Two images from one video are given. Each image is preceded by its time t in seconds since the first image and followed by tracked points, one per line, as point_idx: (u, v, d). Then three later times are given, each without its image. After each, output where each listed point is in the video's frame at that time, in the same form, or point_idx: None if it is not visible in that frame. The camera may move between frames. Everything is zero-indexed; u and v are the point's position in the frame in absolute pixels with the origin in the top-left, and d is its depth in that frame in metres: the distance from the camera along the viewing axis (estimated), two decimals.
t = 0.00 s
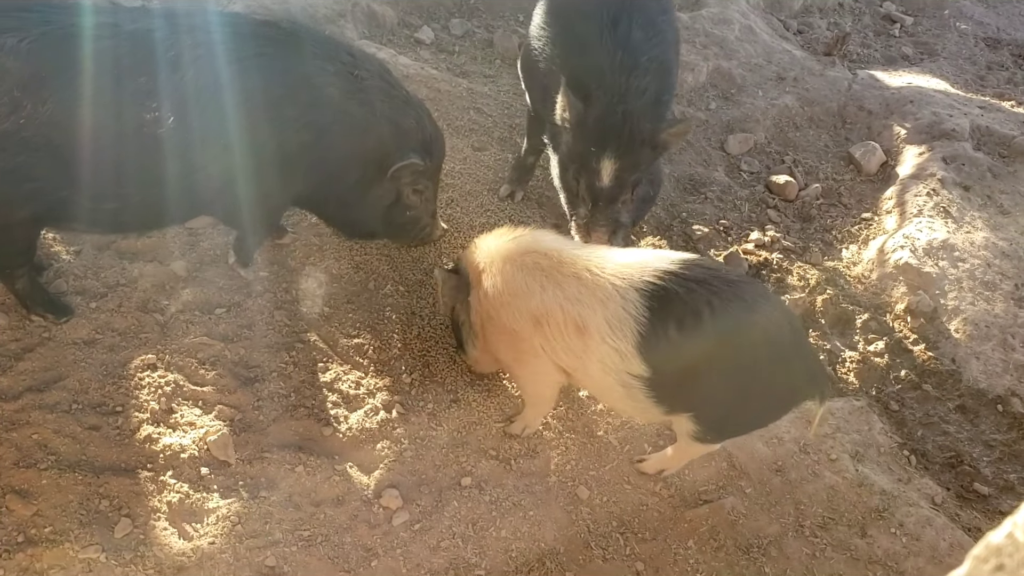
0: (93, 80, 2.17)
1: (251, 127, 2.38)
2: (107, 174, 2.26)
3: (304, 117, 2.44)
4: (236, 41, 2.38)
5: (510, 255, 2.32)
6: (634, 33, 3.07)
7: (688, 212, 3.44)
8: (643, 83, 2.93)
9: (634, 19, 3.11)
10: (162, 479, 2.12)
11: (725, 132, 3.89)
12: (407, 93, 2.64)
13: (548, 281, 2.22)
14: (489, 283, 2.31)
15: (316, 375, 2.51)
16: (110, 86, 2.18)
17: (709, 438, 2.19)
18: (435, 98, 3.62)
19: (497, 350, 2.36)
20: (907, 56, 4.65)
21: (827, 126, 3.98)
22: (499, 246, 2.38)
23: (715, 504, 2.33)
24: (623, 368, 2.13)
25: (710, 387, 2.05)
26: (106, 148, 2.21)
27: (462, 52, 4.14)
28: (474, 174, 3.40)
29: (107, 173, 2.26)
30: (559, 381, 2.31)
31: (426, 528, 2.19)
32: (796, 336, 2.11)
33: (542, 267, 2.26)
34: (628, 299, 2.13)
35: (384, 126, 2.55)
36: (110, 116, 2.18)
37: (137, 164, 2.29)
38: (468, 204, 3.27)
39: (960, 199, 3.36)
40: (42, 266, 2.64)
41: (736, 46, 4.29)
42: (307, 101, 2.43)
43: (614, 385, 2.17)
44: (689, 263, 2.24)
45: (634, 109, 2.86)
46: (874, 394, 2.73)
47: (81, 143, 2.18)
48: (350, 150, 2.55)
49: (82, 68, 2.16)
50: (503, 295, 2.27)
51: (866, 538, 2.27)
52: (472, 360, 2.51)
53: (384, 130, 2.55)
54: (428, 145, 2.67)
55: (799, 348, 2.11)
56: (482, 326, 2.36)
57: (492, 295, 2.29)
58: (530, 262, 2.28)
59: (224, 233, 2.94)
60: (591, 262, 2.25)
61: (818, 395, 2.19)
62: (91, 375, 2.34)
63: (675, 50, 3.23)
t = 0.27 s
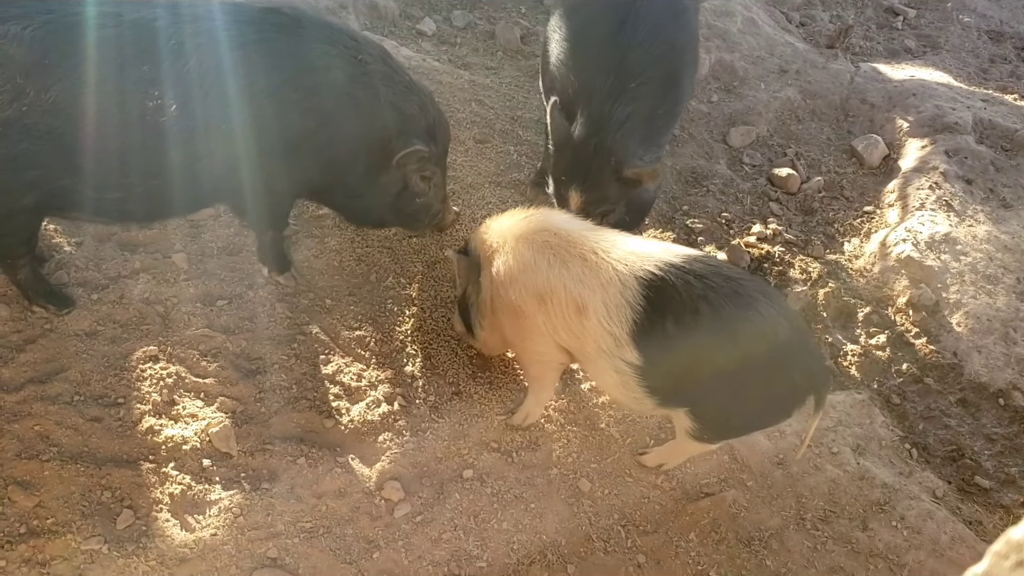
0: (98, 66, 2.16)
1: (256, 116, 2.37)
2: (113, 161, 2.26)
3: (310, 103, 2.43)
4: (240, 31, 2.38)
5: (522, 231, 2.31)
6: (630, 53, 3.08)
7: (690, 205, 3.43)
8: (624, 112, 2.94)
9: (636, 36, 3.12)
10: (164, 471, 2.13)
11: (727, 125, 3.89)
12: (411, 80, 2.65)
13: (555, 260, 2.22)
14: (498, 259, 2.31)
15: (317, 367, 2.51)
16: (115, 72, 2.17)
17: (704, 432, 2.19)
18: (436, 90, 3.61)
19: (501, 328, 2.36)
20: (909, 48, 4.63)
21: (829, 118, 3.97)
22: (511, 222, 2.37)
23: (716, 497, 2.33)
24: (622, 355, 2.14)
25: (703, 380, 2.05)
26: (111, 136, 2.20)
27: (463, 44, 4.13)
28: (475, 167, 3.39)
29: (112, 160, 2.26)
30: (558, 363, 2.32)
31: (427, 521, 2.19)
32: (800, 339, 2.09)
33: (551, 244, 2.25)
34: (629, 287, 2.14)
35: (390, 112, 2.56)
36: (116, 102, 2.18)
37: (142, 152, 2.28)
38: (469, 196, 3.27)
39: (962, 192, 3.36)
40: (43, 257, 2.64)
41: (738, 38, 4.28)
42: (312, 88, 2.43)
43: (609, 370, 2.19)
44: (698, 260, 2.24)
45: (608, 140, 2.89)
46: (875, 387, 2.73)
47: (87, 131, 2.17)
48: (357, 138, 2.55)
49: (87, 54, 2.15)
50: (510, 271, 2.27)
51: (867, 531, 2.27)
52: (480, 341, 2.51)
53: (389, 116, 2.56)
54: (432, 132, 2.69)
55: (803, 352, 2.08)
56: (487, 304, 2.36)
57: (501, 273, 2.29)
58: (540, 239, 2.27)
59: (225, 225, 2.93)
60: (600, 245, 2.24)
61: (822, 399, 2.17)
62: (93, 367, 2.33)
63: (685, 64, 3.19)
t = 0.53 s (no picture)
0: (94, 67, 2.16)
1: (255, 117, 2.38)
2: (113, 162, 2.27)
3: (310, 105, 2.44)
4: (234, 30, 2.36)
5: (519, 232, 2.32)
6: (601, 51, 2.94)
7: (690, 203, 3.43)
8: (583, 116, 2.89)
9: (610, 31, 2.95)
10: (165, 469, 2.13)
11: (727, 123, 3.89)
12: (410, 83, 2.66)
13: (554, 259, 2.22)
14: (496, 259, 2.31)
15: (318, 365, 2.52)
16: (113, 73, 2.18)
17: (709, 429, 2.18)
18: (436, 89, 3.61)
19: (501, 329, 2.36)
20: (910, 46, 4.63)
21: (829, 116, 3.97)
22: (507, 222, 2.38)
23: (717, 495, 2.33)
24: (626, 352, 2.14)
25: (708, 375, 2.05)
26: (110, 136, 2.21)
27: (463, 42, 4.13)
28: (476, 165, 3.39)
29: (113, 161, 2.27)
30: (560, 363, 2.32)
31: (428, 518, 2.19)
32: (799, 330, 2.11)
33: (549, 244, 2.26)
34: (630, 284, 2.14)
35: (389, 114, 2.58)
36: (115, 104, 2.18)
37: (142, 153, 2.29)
38: (469, 194, 3.27)
39: (962, 190, 3.36)
40: (44, 256, 2.64)
41: (737, 36, 4.27)
42: (311, 90, 2.44)
43: (613, 368, 2.19)
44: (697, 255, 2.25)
45: (563, 145, 2.86)
46: (876, 384, 2.73)
47: (86, 132, 2.18)
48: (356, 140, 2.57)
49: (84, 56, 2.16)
50: (509, 271, 2.27)
51: (867, 528, 2.28)
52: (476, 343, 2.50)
53: (388, 120, 2.58)
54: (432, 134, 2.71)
55: (803, 343, 2.10)
56: (485, 305, 2.36)
57: (500, 272, 2.29)
58: (538, 239, 2.28)
59: (226, 223, 2.93)
60: (599, 243, 2.25)
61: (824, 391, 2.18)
62: (94, 365, 2.34)
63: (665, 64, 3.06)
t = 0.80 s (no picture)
0: (85, 68, 2.16)
1: (248, 116, 2.37)
2: (106, 162, 2.27)
3: (303, 103, 2.43)
4: (224, 30, 2.36)
5: (512, 230, 2.32)
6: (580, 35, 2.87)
7: (687, 201, 3.43)
8: (558, 96, 2.81)
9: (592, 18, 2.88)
10: (162, 468, 2.12)
11: (724, 121, 3.88)
12: (405, 82, 2.65)
13: (549, 256, 2.22)
14: (490, 258, 2.31)
15: (315, 364, 2.51)
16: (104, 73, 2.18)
17: (707, 425, 2.18)
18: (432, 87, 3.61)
19: (496, 327, 2.35)
20: (906, 44, 4.63)
21: (826, 114, 3.97)
22: (500, 221, 2.38)
23: (714, 493, 2.33)
24: (622, 350, 2.14)
25: (707, 370, 2.05)
26: (102, 135, 2.21)
27: (460, 40, 4.12)
28: (472, 163, 3.39)
29: (106, 160, 2.27)
30: (557, 360, 2.32)
31: (425, 518, 2.19)
32: (797, 321, 2.09)
33: (543, 242, 2.26)
34: (626, 280, 2.14)
35: (384, 113, 2.56)
36: (108, 103, 2.18)
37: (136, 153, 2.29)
38: (465, 193, 3.26)
39: (959, 188, 3.36)
40: (40, 255, 2.63)
41: (734, 34, 4.27)
42: (305, 89, 2.43)
43: (610, 364, 2.19)
44: (690, 251, 2.25)
45: (537, 123, 2.79)
46: (873, 383, 2.73)
47: (80, 132, 2.18)
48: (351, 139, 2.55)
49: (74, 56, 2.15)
50: (503, 269, 2.27)
51: (864, 527, 2.28)
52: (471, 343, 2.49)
53: (382, 118, 2.56)
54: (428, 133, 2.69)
55: (802, 334, 2.08)
56: (480, 305, 2.35)
57: (494, 272, 2.28)
58: (532, 237, 2.28)
59: (222, 222, 2.93)
60: (593, 240, 2.25)
61: (822, 386, 2.17)
62: (90, 364, 2.33)
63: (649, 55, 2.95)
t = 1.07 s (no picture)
0: (76, 73, 2.15)
1: (242, 117, 2.36)
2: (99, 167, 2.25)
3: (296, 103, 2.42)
4: (215, 34, 2.36)
5: (503, 232, 2.31)
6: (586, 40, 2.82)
7: (682, 200, 3.43)
8: (558, 98, 2.77)
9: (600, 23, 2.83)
10: (155, 470, 2.11)
11: (719, 120, 3.88)
12: (398, 81, 2.66)
13: (541, 257, 2.22)
14: (482, 260, 2.30)
15: (308, 365, 2.50)
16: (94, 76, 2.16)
17: (703, 423, 2.17)
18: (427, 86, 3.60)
19: (489, 329, 2.34)
20: (902, 42, 4.62)
21: (821, 113, 3.97)
22: (491, 223, 2.37)
23: (709, 494, 2.32)
24: (617, 350, 2.13)
25: (703, 368, 2.04)
26: (93, 139, 2.19)
27: (455, 39, 4.11)
28: (466, 162, 3.38)
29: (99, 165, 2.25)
30: (552, 361, 2.31)
31: (419, 519, 2.18)
32: (791, 317, 2.09)
33: (535, 243, 2.25)
34: (619, 279, 2.14)
35: (378, 112, 2.57)
36: (100, 109, 2.17)
37: (129, 158, 2.27)
38: (459, 192, 3.25)
39: (954, 187, 3.36)
40: (32, 256, 2.61)
41: (730, 32, 4.26)
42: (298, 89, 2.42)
43: (605, 365, 2.18)
44: (682, 249, 2.25)
45: (535, 118, 2.75)
46: (867, 383, 2.73)
47: (72, 137, 2.17)
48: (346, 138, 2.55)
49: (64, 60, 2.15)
50: (496, 271, 2.26)
51: (859, 527, 2.28)
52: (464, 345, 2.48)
53: (376, 117, 2.57)
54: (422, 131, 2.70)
55: (796, 330, 2.08)
56: (472, 307, 2.34)
57: (486, 274, 2.28)
58: (523, 239, 2.27)
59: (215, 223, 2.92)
60: (584, 240, 2.25)
61: (815, 384, 2.17)
62: (82, 365, 2.32)
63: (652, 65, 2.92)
